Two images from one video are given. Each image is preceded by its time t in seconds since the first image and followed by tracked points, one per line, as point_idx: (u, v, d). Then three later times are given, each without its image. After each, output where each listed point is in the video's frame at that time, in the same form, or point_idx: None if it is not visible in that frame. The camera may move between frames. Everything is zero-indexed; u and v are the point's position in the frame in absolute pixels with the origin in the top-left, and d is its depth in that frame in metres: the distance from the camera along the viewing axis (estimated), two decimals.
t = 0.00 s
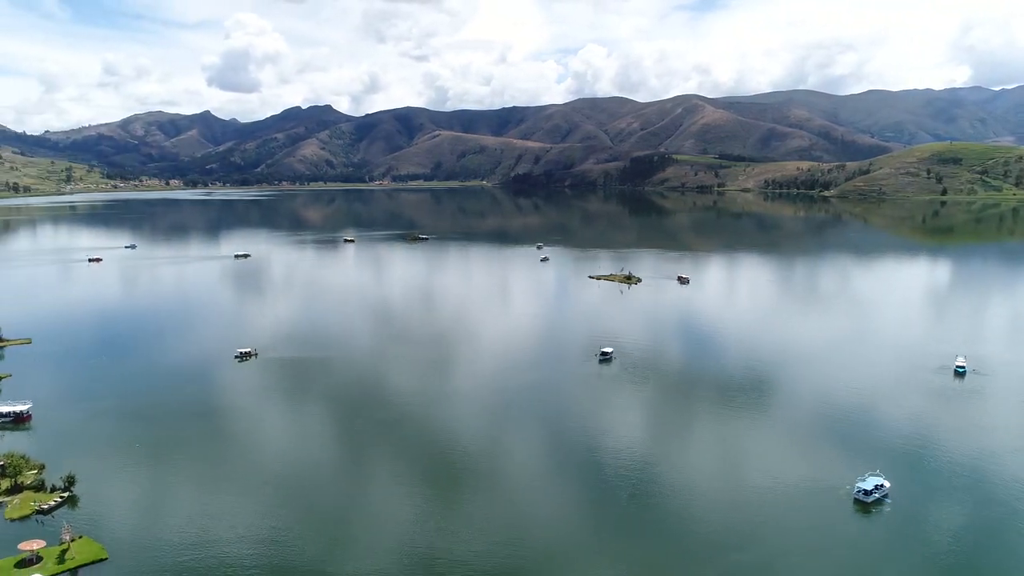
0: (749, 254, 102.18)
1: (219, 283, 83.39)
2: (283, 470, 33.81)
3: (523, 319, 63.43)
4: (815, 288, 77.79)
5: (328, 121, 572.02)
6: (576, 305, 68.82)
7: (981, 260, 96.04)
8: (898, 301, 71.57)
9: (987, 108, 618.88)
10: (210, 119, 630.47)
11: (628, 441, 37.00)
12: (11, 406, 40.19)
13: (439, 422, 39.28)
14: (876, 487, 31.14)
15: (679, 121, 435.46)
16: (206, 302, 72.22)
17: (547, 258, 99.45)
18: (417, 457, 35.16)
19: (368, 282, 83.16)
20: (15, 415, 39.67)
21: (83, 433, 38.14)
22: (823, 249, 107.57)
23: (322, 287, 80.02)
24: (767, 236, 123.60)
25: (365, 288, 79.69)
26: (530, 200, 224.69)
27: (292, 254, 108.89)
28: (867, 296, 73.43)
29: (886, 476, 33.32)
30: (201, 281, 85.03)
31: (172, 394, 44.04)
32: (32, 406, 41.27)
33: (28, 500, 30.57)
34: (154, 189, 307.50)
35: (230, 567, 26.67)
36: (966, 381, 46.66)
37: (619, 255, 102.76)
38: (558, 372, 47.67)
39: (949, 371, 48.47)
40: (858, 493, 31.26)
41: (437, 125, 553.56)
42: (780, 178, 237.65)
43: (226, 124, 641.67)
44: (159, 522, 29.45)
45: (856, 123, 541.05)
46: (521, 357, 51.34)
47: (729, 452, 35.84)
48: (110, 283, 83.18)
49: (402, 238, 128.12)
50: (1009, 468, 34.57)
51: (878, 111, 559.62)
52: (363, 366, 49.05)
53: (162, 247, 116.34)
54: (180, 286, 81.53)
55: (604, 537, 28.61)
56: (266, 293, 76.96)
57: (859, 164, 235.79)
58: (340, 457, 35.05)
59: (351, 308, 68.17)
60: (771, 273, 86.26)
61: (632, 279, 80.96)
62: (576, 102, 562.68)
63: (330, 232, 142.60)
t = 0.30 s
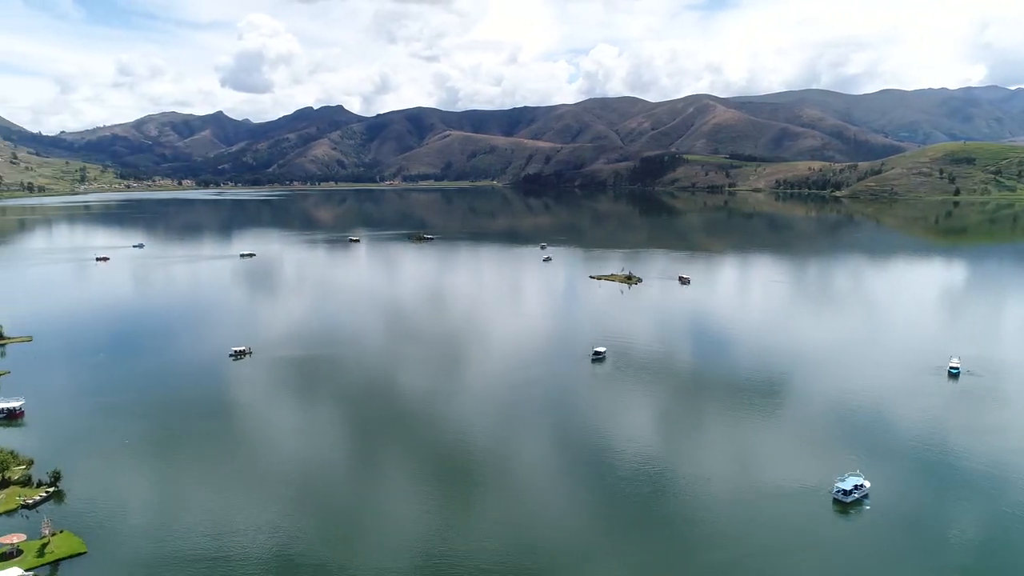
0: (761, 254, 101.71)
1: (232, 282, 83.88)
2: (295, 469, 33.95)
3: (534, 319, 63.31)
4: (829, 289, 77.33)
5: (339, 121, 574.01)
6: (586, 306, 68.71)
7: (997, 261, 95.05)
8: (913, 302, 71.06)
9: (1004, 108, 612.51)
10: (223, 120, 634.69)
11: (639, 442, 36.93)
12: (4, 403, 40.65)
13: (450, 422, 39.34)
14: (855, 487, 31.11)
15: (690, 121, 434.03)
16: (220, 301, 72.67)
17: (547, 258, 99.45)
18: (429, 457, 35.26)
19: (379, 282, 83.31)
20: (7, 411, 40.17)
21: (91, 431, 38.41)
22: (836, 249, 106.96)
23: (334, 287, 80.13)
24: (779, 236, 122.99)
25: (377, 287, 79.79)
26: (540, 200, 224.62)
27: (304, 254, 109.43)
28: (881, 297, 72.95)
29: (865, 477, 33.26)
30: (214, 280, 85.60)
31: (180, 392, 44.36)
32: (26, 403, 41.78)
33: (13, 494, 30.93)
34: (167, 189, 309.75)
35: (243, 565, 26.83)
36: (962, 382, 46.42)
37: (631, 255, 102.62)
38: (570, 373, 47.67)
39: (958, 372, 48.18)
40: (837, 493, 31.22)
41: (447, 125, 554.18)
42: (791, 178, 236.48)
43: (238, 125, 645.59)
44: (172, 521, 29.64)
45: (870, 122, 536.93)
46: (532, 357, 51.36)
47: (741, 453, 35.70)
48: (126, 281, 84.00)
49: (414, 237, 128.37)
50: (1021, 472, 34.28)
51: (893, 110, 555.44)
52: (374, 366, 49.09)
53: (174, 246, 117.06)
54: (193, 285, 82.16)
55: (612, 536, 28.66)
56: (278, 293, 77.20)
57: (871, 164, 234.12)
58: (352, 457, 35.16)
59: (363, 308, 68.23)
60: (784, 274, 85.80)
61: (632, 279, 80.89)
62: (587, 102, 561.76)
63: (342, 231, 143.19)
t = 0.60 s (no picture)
0: (774, 255, 101.02)
1: (245, 281, 84.33)
2: (306, 469, 34.01)
3: (545, 319, 63.21)
4: (843, 289, 76.80)
5: (351, 121, 576.35)
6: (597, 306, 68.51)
7: (1015, 262, 93.99)
8: (928, 303, 70.40)
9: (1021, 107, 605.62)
10: (236, 120, 639.19)
11: (651, 443, 36.79)
12: None
13: (461, 421, 39.38)
14: (837, 487, 31.05)
15: (703, 121, 432.35)
16: (233, 300, 73.06)
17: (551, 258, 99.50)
18: (439, 456, 35.30)
19: (391, 282, 83.43)
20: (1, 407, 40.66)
21: (98, 429, 38.77)
22: (850, 250, 106.20)
23: (346, 287, 80.47)
24: (793, 236, 122.12)
25: (389, 287, 80.04)
26: (552, 200, 224.49)
27: (316, 253, 109.89)
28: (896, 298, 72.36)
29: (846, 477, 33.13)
30: (228, 279, 86.25)
31: (187, 390, 44.63)
32: (20, 399, 42.27)
33: (3, 488, 31.40)
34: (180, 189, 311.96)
35: (255, 564, 26.92)
36: (956, 384, 46.06)
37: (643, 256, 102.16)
38: (581, 373, 47.58)
39: (969, 374, 47.85)
40: (818, 493, 31.17)
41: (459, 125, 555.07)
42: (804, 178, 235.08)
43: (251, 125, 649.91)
44: (183, 520, 29.72)
45: (885, 121, 532.60)
46: (543, 357, 51.36)
47: (754, 455, 35.51)
48: (141, 280, 84.68)
49: (425, 237, 128.68)
50: None
51: (908, 109, 550.61)
52: (386, 366, 49.10)
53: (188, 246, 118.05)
54: (206, 284, 82.82)
55: (622, 536, 28.67)
56: (290, 292, 77.64)
57: (885, 164, 232.28)
58: (362, 457, 35.16)
59: (376, 308, 68.29)
60: (798, 275, 85.28)
61: (634, 279, 81.29)
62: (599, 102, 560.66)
63: (354, 231, 143.72)
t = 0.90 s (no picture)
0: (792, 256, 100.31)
1: (265, 280, 85.20)
2: (323, 468, 34.16)
3: (563, 320, 63.15)
4: (864, 291, 76.01)
5: (367, 121, 579.14)
6: (615, 305, 68.69)
7: None
8: (950, 305, 69.52)
9: None
10: (254, 120, 644.47)
11: (668, 444, 36.66)
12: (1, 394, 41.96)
13: (478, 421, 39.43)
14: (821, 488, 31.07)
15: (720, 121, 429.67)
16: (251, 299, 73.71)
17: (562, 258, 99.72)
18: (455, 455, 35.39)
19: (408, 281, 83.90)
20: (4, 403, 41.49)
21: (111, 425, 39.29)
22: (871, 251, 105.07)
23: (364, 286, 80.94)
24: (812, 237, 121.10)
25: (407, 286, 80.40)
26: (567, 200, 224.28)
27: (334, 253, 110.77)
28: (918, 300, 71.51)
29: (832, 479, 32.99)
30: (248, 278, 87.14)
31: (199, 388, 45.14)
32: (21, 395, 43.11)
33: None
34: (199, 189, 315.03)
35: (272, 561, 27.13)
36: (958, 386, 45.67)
37: (661, 256, 101.87)
38: (598, 374, 47.48)
39: (989, 377, 47.25)
40: (803, 494, 31.20)
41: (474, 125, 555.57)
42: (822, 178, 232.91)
43: (269, 125, 654.87)
44: (202, 517, 29.98)
45: (906, 120, 525.90)
46: (560, 357, 51.18)
47: (772, 457, 35.25)
48: (164, 278, 85.82)
49: (442, 237, 129.09)
50: None
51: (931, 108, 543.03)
52: (402, 366, 49.23)
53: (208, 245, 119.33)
54: (226, 282, 83.69)
55: (636, 537, 28.61)
56: (309, 291, 78.21)
57: (904, 164, 229.61)
58: (379, 456, 35.28)
59: (393, 307, 68.58)
60: (819, 276, 84.52)
61: (640, 279, 81.56)
62: (615, 102, 559.15)
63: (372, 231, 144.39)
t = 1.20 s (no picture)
0: (813, 257, 99.32)
1: (286, 279, 86.17)
2: (341, 467, 34.35)
3: (581, 320, 63.05)
4: (887, 292, 75.21)
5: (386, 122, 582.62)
6: (635, 306, 68.76)
7: None
8: (975, 307, 68.43)
9: None
10: (275, 121, 651.45)
11: (685, 446, 36.46)
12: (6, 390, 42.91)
13: (494, 422, 39.45)
14: (808, 489, 30.99)
15: (740, 120, 426.41)
16: (271, 298, 74.61)
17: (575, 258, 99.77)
18: (472, 456, 35.42)
19: (427, 280, 84.43)
20: (8, 398, 42.42)
21: (124, 422, 39.89)
22: (894, 252, 103.77)
23: (382, 285, 81.47)
24: (833, 238, 119.74)
25: (425, 286, 80.85)
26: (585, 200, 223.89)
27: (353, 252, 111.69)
28: (942, 303, 70.47)
29: (817, 479, 32.88)
30: (268, 277, 88.17)
31: (210, 386, 45.73)
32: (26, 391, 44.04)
33: None
34: (219, 189, 318.81)
35: (290, 559, 27.36)
36: (961, 389, 44.98)
37: (680, 257, 101.37)
38: (615, 375, 47.23)
39: (1010, 380, 46.47)
40: (789, 495, 31.12)
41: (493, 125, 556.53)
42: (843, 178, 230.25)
43: (289, 125, 661.29)
44: (222, 514, 30.28)
45: (931, 118, 517.68)
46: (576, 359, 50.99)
47: (792, 461, 34.91)
48: (187, 277, 87.10)
49: (459, 237, 129.60)
50: None
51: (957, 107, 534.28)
52: (419, 365, 49.40)
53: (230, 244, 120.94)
54: (247, 281, 84.77)
55: (652, 539, 28.51)
56: (327, 290, 78.93)
57: (927, 164, 226.09)
58: (396, 456, 35.40)
59: (411, 307, 68.93)
60: (840, 277, 83.66)
61: (648, 279, 81.42)
62: (633, 102, 556.66)
63: (391, 230, 145.37)
